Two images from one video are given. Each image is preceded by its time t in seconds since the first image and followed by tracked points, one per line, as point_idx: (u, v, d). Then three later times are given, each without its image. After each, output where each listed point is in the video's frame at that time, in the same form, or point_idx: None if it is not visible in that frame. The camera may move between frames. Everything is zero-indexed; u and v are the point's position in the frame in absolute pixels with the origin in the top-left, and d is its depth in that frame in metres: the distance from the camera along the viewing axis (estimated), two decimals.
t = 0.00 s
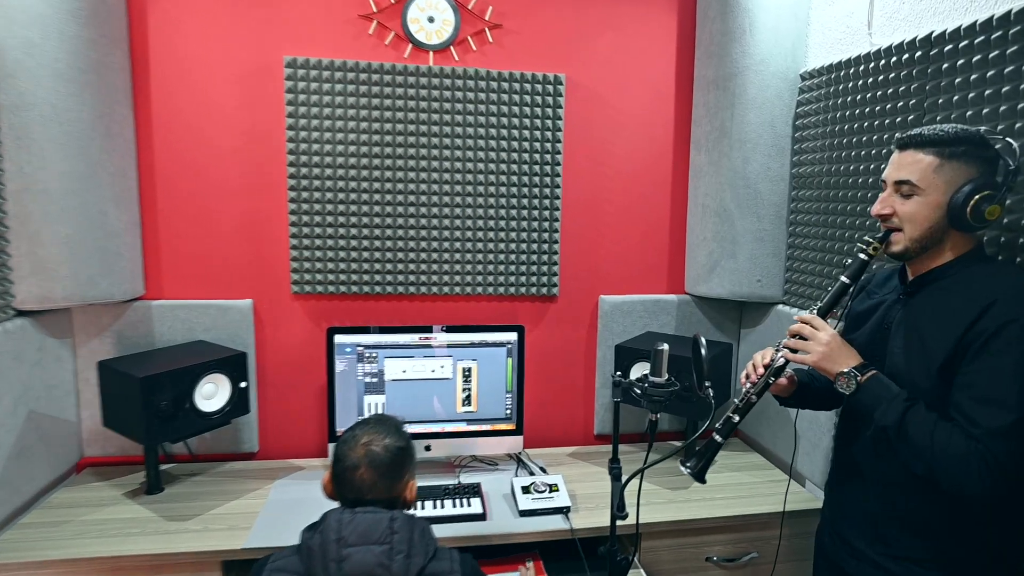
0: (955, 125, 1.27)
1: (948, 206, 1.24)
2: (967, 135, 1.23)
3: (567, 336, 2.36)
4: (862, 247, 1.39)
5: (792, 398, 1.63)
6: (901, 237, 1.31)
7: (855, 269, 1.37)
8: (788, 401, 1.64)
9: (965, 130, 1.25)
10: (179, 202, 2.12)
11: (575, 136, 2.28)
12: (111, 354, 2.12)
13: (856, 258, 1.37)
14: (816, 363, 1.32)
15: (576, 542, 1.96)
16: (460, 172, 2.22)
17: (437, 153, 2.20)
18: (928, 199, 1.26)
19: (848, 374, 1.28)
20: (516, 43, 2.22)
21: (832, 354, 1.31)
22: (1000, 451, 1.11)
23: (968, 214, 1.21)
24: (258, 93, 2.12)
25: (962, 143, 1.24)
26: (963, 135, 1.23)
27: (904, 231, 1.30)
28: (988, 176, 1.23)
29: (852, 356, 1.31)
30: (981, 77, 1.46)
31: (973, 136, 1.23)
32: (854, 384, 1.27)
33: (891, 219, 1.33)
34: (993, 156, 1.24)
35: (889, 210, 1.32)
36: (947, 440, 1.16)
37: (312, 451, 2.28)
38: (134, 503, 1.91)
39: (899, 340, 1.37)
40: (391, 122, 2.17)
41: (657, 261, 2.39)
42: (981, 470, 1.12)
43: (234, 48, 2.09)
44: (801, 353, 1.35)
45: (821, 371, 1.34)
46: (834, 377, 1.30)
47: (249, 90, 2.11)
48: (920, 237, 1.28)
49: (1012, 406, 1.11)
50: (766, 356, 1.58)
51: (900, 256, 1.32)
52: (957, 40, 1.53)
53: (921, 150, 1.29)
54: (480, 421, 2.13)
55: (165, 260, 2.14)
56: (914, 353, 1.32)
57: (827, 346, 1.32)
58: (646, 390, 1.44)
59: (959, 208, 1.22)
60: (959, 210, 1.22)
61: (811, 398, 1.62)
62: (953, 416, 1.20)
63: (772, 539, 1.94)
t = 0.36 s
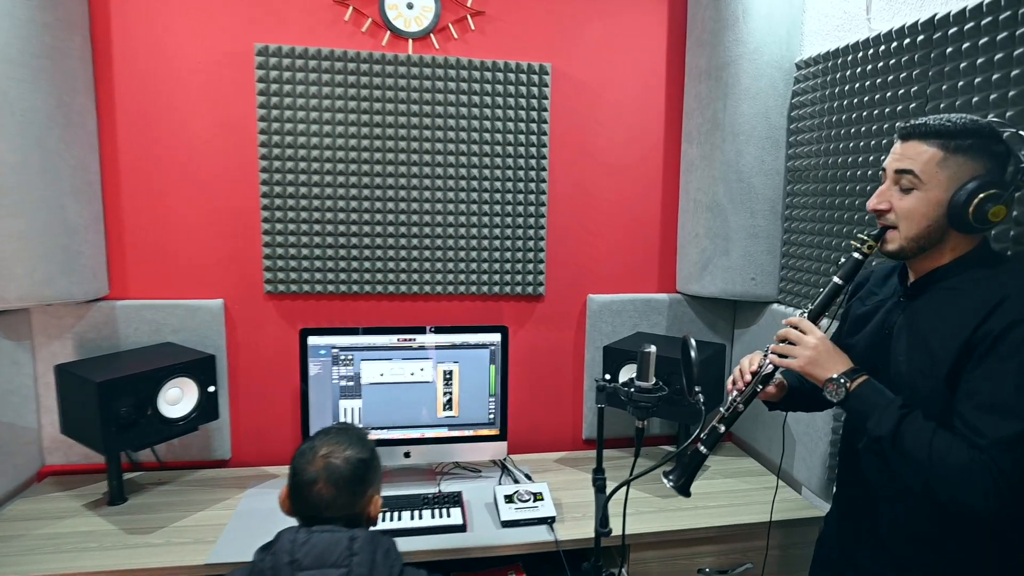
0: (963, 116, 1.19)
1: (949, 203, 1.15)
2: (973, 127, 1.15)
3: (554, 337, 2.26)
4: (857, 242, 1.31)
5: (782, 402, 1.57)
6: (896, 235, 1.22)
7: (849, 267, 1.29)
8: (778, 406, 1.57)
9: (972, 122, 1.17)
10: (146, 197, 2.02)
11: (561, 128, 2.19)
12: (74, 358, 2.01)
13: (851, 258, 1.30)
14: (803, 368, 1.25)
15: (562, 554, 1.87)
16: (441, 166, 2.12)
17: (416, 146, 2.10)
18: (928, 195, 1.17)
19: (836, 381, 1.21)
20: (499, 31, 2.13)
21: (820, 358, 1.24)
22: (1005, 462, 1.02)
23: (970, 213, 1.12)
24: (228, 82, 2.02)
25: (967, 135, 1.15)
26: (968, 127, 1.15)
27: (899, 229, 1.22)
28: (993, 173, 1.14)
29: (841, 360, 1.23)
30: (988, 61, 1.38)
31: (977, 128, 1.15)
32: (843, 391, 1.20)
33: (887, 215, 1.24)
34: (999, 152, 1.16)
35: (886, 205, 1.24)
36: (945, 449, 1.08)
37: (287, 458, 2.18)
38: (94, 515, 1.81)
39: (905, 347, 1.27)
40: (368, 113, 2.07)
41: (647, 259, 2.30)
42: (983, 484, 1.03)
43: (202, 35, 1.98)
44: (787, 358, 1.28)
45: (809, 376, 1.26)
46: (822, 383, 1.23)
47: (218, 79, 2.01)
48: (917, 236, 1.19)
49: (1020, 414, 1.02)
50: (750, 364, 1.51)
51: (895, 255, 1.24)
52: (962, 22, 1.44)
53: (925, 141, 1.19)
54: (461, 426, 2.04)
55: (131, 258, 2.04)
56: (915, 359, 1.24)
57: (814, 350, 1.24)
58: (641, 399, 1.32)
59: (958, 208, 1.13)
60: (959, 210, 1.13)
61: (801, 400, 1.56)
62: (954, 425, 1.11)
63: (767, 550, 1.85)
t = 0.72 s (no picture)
0: (948, 114, 1.12)
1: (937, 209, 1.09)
2: (960, 126, 1.09)
3: (528, 340, 2.18)
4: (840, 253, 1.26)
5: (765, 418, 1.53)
6: (880, 243, 1.16)
7: (832, 280, 1.25)
8: (760, 423, 1.54)
9: (958, 120, 1.11)
10: (95, 194, 1.91)
11: (535, 123, 2.10)
12: (17, 365, 1.89)
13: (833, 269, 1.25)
14: (788, 393, 1.20)
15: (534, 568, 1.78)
16: (408, 162, 2.03)
17: (383, 142, 2.00)
18: (913, 201, 1.11)
19: (824, 407, 1.17)
20: (470, 21, 2.04)
21: (805, 381, 1.19)
22: (1003, 494, 0.97)
23: (960, 220, 1.06)
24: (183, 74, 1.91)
25: (954, 136, 1.09)
26: (954, 127, 1.09)
27: (883, 237, 1.15)
28: (982, 175, 1.08)
29: (828, 383, 1.19)
30: (975, 50, 1.32)
31: (966, 127, 1.09)
32: (831, 418, 1.17)
33: (869, 223, 1.17)
34: (987, 152, 1.10)
35: (868, 212, 1.17)
36: (939, 479, 1.03)
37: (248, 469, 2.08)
38: (36, 534, 1.70)
39: (893, 362, 1.22)
40: (332, 107, 1.97)
41: (625, 259, 2.22)
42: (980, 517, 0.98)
43: (154, 22, 1.87)
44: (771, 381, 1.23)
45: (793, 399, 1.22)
46: (808, 408, 1.19)
47: (172, 70, 1.90)
48: (903, 244, 1.13)
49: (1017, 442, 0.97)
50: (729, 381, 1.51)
51: (881, 265, 1.18)
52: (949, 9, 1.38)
53: (907, 143, 1.13)
54: (430, 434, 1.95)
55: (79, 259, 1.92)
56: (904, 376, 1.19)
57: (799, 373, 1.20)
58: (611, 411, 1.22)
59: (947, 213, 1.07)
60: (947, 216, 1.07)
61: (784, 415, 1.51)
62: (947, 451, 1.06)
63: (747, 561, 1.77)
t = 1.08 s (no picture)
0: (933, 112, 1.06)
1: (924, 216, 1.03)
2: (947, 125, 1.02)
3: (491, 346, 2.08)
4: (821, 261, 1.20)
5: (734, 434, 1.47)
6: (863, 252, 1.09)
7: (811, 289, 1.19)
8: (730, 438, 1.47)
9: (944, 118, 1.04)
10: (13, 191, 1.74)
11: (497, 119, 2.00)
12: None
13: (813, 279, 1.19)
14: (760, 412, 1.16)
15: None
16: (362, 159, 1.91)
17: (334, 138, 1.88)
18: (899, 208, 1.05)
19: (796, 429, 1.14)
20: (428, 10, 1.93)
21: (778, 400, 1.15)
22: (988, 528, 0.92)
23: (949, 229, 1.00)
24: (113, 61, 1.76)
25: (942, 137, 1.03)
26: (941, 128, 1.03)
27: (866, 246, 1.09)
28: (971, 181, 1.02)
29: (802, 403, 1.16)
30: (950, 43, 1.25)
31: (953, 126, 1.02)
32: (804, 441, 1.13)
33: (852, 231, 1.11)
34: (975, 154, 1.03)
35: (851, 219, 1.11)
36: (919, 510, 0.99)
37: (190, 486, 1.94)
38: None
39: (872, 375, 1.20)
40: (279, 100, 1.85)
41: (592, 260, 2.13)
42: (963, 550, 0.94)
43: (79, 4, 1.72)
44: (742, 398, 1.19)
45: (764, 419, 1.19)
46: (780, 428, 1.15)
47: (100, 57, 1.75)
48: (888, 254, 1.07)
49: (1005, 473, 0.92)
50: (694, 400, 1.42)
51: (863, 275, 1.11)
52: None
53: (891, 145, 1.07)
54: (385, 448, 1.84)
55: None
56: (885, 394, 1.15)
57: (772, 392, 1.16)
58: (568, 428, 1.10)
59: (936, 222, 1.00)
60: (934, 226, 1.01)
61: (753, 430, 1.45)
62: (930, 478, 1.02)
63: None
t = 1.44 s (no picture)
0: (905, 97, 1.00)
1: (906, 211, 0.97)
2: (921, 113, 0.97)
3: (440, 355, 1.99)
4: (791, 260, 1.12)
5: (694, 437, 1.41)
6: (842, 252, 1.04)
7: (782, 291, 1.11)
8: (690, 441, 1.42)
9: (916, 103, 0.98)
10: None
11: (444, 117, 1.91)
12: None
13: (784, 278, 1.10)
14: (724, 423, 1.08)
15: None
16: (299, 159, 1.79)
17: (269, 135, 1.76)
18: (879, 204, 0.99)
19: (759, 443, 1.06)
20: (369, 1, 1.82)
21: (744, 411, 1.07)
22: (958, 550, 0.87)
23: (933, 225, 0.95)
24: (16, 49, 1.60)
25: (918, 125, 0.97)
26: (915, 116, 0.97)
27: (846, 246, 1.03)
28: (951, 171, 0.97)
29: (768, 415, 1.08)
30: (905, 40, 1.21)
31: (928, 113, 0.97)
32: (767, 455, 1.06)
33: (828, 231, 1.05)
34: (950, 140, 0.99)
35: (826, 217, 1.04)
36: (887, 531, 0.94)
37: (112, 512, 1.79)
38: None
39: (832, 379, 1.15)
40: (207, 95, 1.72)
41: (545, 265, 2.05)
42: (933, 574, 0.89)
43: None
44: (705, 407, 1.10)
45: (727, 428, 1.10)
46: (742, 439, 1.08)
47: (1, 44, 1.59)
48: (870, 252, 1.02)
49: (976, 491, 0.87)
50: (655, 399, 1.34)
51: (843, 276, 1.06)
52: None
53: (862, 137, 1.00)
54: (326, 466, 1.72)
55: None
56: (846, 399, 1.10)
57: (738, 403, 1.07)
58: (513, 451, 1.02)
59: (920, 217, 0.95)
60: (917, 221, 0.96)
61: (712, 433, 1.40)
62: (897, 494, 0.97)
63: None
